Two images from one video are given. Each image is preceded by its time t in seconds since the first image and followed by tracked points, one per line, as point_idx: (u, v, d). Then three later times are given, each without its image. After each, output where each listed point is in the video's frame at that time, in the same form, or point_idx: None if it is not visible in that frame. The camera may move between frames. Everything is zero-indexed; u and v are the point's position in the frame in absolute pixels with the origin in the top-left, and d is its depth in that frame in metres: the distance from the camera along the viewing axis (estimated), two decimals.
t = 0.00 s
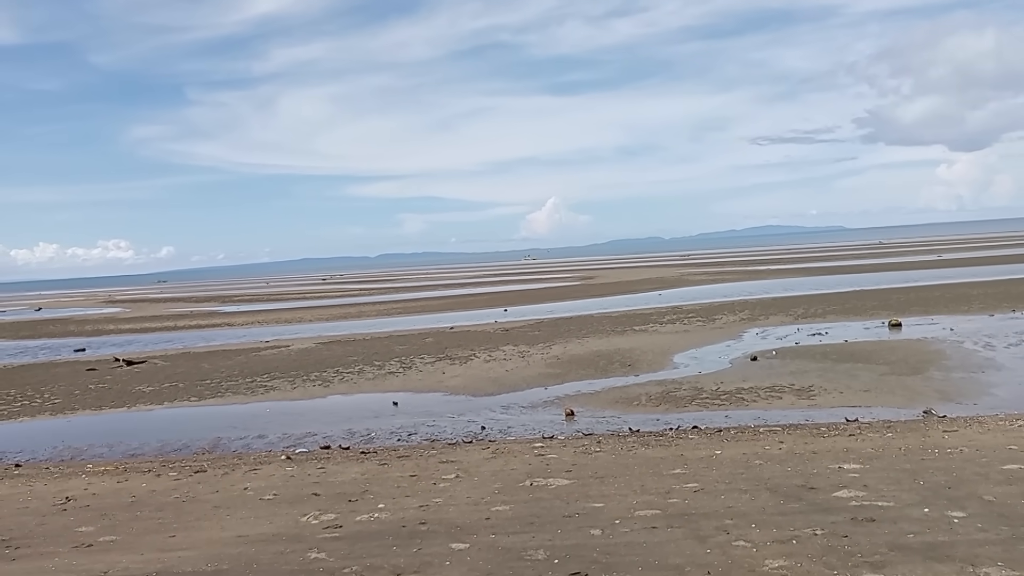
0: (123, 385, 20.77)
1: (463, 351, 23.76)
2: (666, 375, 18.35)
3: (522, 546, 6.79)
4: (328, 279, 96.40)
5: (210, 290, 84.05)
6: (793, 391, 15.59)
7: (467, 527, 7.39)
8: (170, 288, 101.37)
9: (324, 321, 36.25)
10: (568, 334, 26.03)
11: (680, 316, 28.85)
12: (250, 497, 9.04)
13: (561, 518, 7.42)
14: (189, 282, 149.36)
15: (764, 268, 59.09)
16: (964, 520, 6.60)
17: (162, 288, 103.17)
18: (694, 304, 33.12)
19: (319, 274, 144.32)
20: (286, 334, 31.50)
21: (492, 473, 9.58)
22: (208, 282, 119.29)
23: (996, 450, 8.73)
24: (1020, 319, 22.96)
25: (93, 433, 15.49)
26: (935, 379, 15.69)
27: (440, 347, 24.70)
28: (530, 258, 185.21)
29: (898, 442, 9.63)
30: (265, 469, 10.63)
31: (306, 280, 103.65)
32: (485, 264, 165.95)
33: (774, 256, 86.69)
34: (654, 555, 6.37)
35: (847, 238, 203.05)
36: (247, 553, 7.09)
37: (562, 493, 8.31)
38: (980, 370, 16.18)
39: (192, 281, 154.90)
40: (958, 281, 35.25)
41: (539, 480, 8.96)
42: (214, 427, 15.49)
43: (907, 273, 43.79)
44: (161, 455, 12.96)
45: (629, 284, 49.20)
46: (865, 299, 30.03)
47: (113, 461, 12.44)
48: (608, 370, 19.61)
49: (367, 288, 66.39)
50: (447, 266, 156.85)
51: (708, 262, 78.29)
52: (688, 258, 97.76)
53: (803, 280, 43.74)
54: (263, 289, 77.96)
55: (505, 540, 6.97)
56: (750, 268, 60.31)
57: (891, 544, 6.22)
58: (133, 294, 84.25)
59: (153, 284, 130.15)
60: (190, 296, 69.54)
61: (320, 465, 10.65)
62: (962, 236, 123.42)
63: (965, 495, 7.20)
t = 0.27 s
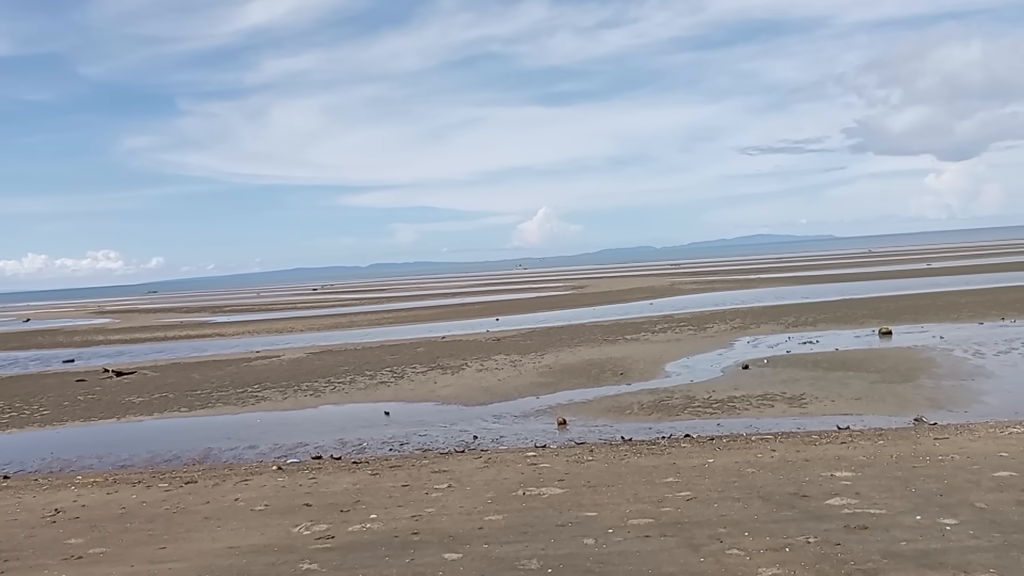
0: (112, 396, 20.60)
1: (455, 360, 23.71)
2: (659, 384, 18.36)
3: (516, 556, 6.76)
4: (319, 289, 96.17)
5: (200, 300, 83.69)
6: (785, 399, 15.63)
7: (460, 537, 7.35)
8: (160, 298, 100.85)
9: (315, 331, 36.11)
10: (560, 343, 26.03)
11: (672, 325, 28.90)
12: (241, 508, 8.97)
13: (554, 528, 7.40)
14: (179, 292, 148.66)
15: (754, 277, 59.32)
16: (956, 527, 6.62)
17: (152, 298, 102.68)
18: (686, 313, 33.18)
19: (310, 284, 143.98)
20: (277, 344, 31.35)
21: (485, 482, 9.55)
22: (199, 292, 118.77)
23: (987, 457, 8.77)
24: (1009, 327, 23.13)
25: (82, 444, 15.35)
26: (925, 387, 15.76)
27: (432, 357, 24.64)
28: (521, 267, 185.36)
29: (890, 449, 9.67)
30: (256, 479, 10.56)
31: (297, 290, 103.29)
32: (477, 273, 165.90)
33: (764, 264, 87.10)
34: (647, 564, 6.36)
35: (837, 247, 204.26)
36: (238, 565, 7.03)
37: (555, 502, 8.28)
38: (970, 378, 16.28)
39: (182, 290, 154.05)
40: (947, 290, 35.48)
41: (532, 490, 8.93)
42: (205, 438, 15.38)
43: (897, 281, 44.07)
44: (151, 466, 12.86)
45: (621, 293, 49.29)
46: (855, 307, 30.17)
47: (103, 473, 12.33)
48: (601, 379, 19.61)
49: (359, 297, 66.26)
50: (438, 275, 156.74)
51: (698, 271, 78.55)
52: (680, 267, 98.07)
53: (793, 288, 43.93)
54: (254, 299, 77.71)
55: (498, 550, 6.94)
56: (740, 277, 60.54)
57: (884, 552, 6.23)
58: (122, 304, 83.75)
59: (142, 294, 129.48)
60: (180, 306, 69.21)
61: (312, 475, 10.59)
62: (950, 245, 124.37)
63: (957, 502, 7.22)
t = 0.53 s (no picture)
0: (108, 397, 20.54)
1: (452, 363, 23.67)
2: (656, 389, 18.35)
3: (513, 560, 6.76)
4: (316, 291, 96.15)
5: (197, 301, 83.57)
6: (782, 404, 15.63)
7: (457, 541, 7.34)
8: (156, 298, 100.70)
9: (312, 333, 36.05)
10: (557, 347, 26.02)
11: (669, 329, 28.92)
12: (237, 510, 8.95)
13: (551, 532, 7.40)
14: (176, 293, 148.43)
15: (751, 282, 59.41)
16: (953, 534, 6.63)
17: (148, 299, 102.52)
18: (683, 317, 33.19)
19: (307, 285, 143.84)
20: (274, 346, 31.30)
21: (481, 486, 9.54)
22: (195, 293, 118.61)
23: (983, 464, 8.78)
24: (1006, 334, 23.17)
25: (77, 445, 15.30)
26: (922, 394, 15.78)
27: (429, 360, 24.60)
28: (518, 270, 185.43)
29: (887, 456, 9.68)
30: (252, 482, 10.54)
31: (294, 292, 103.11)
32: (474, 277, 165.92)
33: (761, 270, 87.25)
34: (645, 569, 6.35)
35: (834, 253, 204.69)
36: (234, 567, 7.01)
37: (552, 507, 8.27)
38: (967, 385, 16.29)
39: (179, 291, 153.71)
40: (944, 296, 35.55)
41: (529, 494, 8.92)
42: (201, 440, 15.34)
43: (894, 288, 44.17)
44: (147, 468, 12.82)
45: (618, 297, 49.32)
46: (852, 313, 30.20)
47: (98, 474, 12.29)
48: (598, 383, 19.59)
49: (356, 300, 66.23)
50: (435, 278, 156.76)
51: (695, 275, 78.61)
52: (677, 271, 98.17)
53: (790, 294, 44.00)
54: (251, 300, 77.62)
55: (495, 554, 6.93)
56: (737, 282, 60.61)
57: (881, 558, 6.23)
58: (118, 305, 83.55)
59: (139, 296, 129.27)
60: (176, 307, 69.13)
61: (308, 478, 10.57)
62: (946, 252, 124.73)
63: (954, 509, 7.23)
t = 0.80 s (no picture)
0: (107, 394, 20.51)
1: (450, 364, 23.68)
2: (654, 392, 18.35)
3: (511, 562, 6.75)
4: (316, 291, 96.37)
5: (196, 300, 83.57)
6: (780, 410, 15.63)
7: (455, 542, 7.34)
8: (155, 297, 100.69)
9: (311, 333, 36.04)
10: (556, 349, 26.02)
11: (668, 333, 28.92)
12: (235, 509, 8.94)
13: (549, 534, 7.39)
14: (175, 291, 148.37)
15: (750, 286, 59.44)
16: (952, 541, 6.62)
17: (147, 297, 102.46)
18: (682, 321, 33.20)
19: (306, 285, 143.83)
20: (273, 345, 31.27)
21: (480, 487, 9.53)
22: (193, 292, 118.41)
23: (982, 471, 8.79)
24: (1005, 342, 23.19)
25: (75, 442, 15.28)
26: (921, 401, 15.78)
27: (427, 361, 24.60)
28: (518, 272, 185.52)
29: (885, 462, 9.68)
30: (250, 480, 10.52)
31: (293, 291, 102.94)
32: (474, 278, 165.96)
33: (761, 274, 87.29)
34: (643, 573, 6.35)
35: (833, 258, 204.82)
36: (233, 566, 7.00)
37: (550, 509, 8.26)
38: (965, 392, 16.31)
39: (177, 290, 153.45)
40: (942, 303, 35.59)
41: (527, 496, 8.92)
42: (199, 438, 15.32)
43: (892, 294, 44.22)
44: (144, 465, 12.81)
45: (618, 300, 49.34)
46: (851, 319, 30.22)
47: (96, 471, 12.28)
48: (597, 386, 19.60)
49: (355, 300, 66.17)
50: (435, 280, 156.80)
51: (695, 279, 78.68)
52: (676, 275, 98.21)
53: (789, 299, 44.05)
54: (250, 299, 77.64)
55: (493, 556, 6.92)
56: (737, 286, 60.69)
57: (879, 564, 6.23)
58: (117, 302, 83.64)
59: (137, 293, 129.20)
60: (175, 306, 69.05)
61: (307, 477, 10.56)
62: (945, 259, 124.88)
63: (953, 516, 7.23)
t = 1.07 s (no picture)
0: (107, 384, 20.54)
1: (451, 358, 23.71)
2: (654, 388, 18.37)
3: (511, 556, 6.76)
4: (316, 283, 96.41)
5: (197, 291, 83.60)
6: (780, 406, 15.65)
7: (456, 536, 7.35)
8: (155, 288, 100.74)
9: (311, 325, 36.06)
10: (556, 344, 26.03)
11: (668, 329, 28.93)
12: (235, 500, 8.96)
13: (549, 529, 7.41)
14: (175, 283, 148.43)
15: (751, 283, 59.43)
16: (951, 539, 6.63)
17: (147, 288, 102.53)
18: (682, 317, 33.20)
19: (306, 278, 143.84)
20: (273, 337, 31.29)
21: (480, 481, 9.55)
22: (193, 283, 118.38)
23: (981, 470, 8.80)
24: (1005, 340, 23.19)
25: (75, 432, 15.30)
26: (921, 398, 15.79)
27: (428, 354, 24.61)
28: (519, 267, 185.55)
29: (885, 460, 9.70)
30: (251, 472, 10.55)
31: (294, 284, 102.94)
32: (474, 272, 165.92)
33: (761, 271, 87.26)
34: (643, 568, 6.37)
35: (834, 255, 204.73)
36: (233, 557, 7.02)
37: (550, 503, 8.28)
38: (965, 390, 16.32)
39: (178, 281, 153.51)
40: (942, 301, 35.60)
41: (527, 490, 8.93)
42: (199, 429, 15.35)
43: (893, 292, 44.24)
44: (145, 456, 12.84)
45: (619, 296, 49.35)
46: (852, 316, 30.22)
47: (97, 461, 12.30)
48: (597, 381, 19.60)
49: (355, 292, 66.18)
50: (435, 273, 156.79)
51: (695, 276, 78.69)
52: (677, 271, 98.17)
53: (790, 296, 44.06)
54: (250, 291, 77.69)
55: (493, 549, 6.94)
56: (737, 283, 60.70)
57: (879, 562, 6.24)
58: (118, 293, 83.66)
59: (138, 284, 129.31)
60: (175, 297, 69.11)
61: (307, 470, 10.59)
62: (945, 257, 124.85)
63: (952, 514, 7.24)
